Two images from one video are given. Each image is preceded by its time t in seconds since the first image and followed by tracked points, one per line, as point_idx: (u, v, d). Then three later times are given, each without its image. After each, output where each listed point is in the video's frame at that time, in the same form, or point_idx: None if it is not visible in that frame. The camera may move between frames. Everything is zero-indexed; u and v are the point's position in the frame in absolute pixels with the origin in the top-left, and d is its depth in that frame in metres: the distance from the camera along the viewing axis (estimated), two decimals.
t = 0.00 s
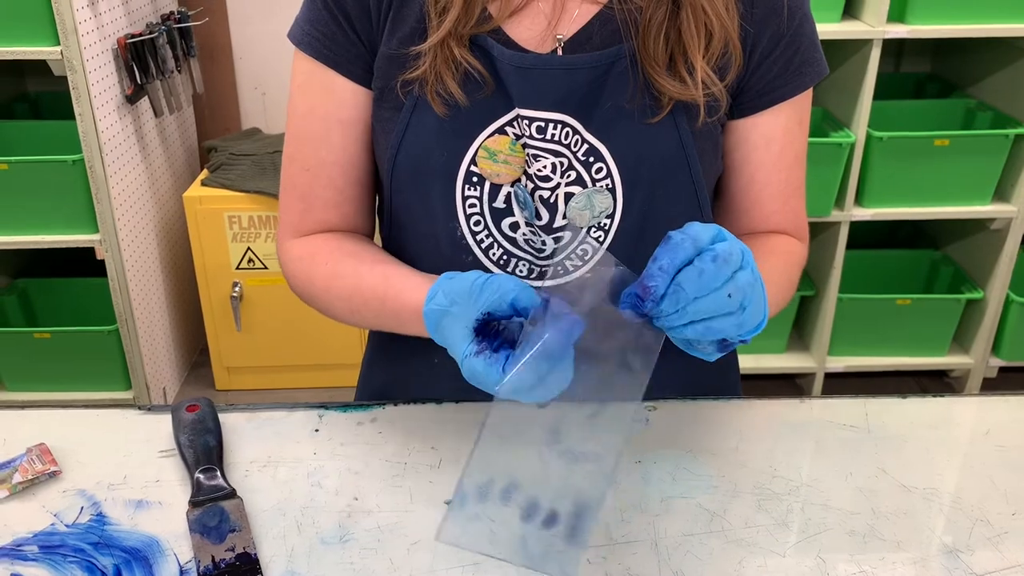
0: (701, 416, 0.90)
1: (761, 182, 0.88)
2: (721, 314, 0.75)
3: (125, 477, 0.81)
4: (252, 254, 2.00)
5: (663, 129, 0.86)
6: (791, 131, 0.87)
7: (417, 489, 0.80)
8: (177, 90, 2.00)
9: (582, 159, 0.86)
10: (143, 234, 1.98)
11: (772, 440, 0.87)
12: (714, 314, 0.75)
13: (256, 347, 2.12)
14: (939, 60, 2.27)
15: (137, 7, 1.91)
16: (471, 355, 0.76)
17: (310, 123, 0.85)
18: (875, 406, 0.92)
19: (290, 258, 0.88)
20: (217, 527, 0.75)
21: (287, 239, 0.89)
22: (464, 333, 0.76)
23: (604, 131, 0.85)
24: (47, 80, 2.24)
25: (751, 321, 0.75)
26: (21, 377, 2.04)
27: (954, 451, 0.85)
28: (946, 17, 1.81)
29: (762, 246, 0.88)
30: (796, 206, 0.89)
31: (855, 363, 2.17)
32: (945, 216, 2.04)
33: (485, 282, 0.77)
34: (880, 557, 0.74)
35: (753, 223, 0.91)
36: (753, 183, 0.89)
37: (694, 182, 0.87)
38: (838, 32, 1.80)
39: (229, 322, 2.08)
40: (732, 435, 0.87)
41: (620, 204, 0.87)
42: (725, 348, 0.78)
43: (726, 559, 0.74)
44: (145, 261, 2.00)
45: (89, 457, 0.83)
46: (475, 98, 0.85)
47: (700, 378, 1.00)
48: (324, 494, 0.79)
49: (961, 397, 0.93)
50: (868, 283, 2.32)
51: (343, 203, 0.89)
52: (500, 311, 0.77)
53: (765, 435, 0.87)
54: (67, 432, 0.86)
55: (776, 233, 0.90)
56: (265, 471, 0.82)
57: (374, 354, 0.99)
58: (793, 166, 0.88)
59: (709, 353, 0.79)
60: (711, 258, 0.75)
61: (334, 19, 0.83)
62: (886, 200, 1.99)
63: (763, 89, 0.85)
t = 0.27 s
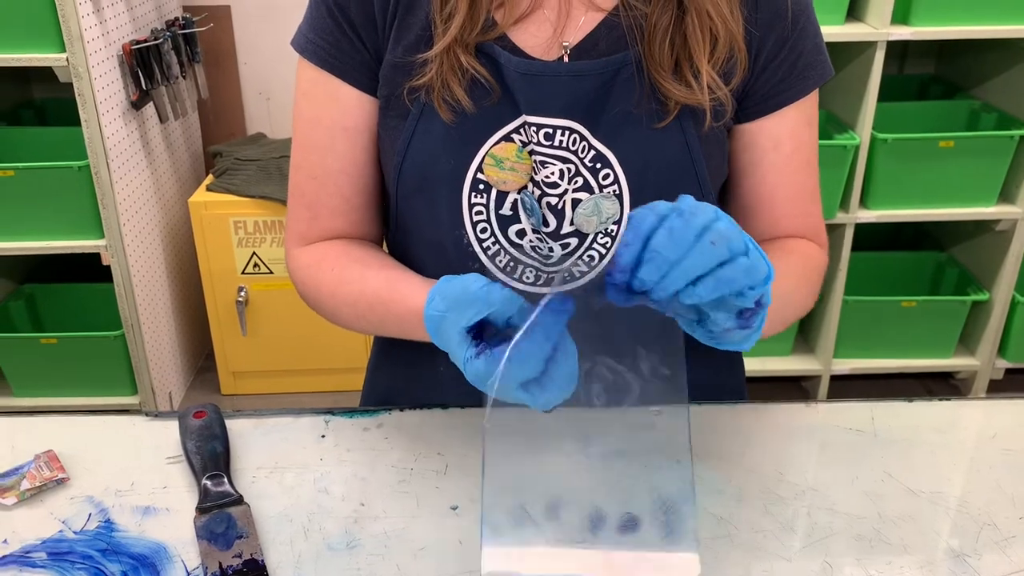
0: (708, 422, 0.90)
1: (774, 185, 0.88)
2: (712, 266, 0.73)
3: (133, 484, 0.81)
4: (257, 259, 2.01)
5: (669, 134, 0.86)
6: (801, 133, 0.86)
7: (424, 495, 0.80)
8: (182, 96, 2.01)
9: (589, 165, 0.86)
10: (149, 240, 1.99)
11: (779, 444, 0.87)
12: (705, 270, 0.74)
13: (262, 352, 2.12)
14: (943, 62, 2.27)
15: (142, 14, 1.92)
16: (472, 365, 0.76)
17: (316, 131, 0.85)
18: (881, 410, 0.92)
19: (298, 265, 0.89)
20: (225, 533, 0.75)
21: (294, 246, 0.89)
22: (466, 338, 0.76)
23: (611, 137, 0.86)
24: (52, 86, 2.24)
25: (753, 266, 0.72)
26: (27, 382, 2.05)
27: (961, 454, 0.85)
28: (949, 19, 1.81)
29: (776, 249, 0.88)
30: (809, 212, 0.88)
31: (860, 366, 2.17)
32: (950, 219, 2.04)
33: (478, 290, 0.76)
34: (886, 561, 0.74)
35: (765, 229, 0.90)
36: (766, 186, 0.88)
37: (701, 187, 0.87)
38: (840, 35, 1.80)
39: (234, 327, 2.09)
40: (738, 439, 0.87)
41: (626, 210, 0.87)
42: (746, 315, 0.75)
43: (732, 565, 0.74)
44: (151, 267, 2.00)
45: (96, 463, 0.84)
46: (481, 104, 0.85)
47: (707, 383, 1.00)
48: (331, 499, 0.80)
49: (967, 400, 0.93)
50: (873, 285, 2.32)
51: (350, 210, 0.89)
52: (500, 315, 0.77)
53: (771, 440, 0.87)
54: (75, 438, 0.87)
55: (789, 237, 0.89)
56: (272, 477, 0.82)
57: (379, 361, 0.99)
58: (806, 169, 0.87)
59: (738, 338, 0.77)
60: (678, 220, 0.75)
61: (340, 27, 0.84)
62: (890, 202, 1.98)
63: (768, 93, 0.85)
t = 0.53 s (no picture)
0: (713, 426, 0.89)
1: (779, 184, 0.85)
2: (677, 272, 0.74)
3: (137, 490, 0.81)
4: (260, 263, 2.01)
5: (669, 137, 0.86)
6: (804, 134, 0.85)
7: (427, 501, 0.80)
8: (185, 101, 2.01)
9: (589, 168, 0.86)
10: (152, 245, 2.00)
11: (784, 448, 0.87)
12: (669, 275, 0.74)
13: (266, 356, 2.13)
14: (946, 63, 2.27)
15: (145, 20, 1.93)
16: (468, 377, 0.77)
17: (320, 136, 0.85)
18: (886, 413, 0.91)
19: (303, 271, 0.89)
20: (229, 539, 0.75)
21: (299, 252, 0.89)
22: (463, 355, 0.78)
23: (611, 140, 0.86)
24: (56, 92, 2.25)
25: (730, 274, 0.73)
26: (32, 388, 2.05)
27: (965, 458, 0.85)
28: (952, 21, 1.81)
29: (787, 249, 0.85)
30: (821, 211, 0.86)
31: (864, 368, 2.16)
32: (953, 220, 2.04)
33: (464, 303, 0.77)
34: (890, 565, 0.73)
35: (780, 225, 0.86)
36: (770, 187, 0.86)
37: (701, 189, 0.88)
38: (843, 37, 1.80)
39: (238, 331, 2.09)
40: (742, 444, 0.87)
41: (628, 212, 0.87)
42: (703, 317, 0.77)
43: (736, 569, 0.74)
44: (154, 272, 2.01)
45: (101, 469, 0.84)
46: (483, 108, 0.85)
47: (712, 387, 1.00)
48: (335, 505, 0.80)
49: (971, 403, 0.93)
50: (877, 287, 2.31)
51: (354, 216, 0.89)
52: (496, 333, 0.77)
53: (775, 444, 0.87)
54: (80, 445, 0.87)
55: (804, 235, 0.85)
56: (276, 482, 0.82)
57: (383, 365, 0.99)
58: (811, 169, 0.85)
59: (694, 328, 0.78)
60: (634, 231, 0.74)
61: (344, 32, 0.84)
62: (892, 204, 1.98)
63: (765, 93, 0.85)
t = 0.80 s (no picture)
0: (713, 428, 0.90)
1: (778, 182, 0.85)
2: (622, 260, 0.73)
3: (138, 492, 0.81)
4: (261, 266, 2.01)
5: (667, 138, 0.87)
6: (802, 133, 0.85)
7: (428, 502, 0.80)
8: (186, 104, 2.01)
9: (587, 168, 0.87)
10: (153, 248, 2.00)
11: (784, 448, 0.87)
12: (614, 261, 0.73)
13: (267, 358, 2.13)
14: (946, 65, 2.27)
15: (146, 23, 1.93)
16: (472, 365, 0.79)
17: (320, 138, 0.85)
18: (886, 413, 0.91)
19: (307, 273, 0.89)
20: (230, 541, 0.75)
21: (302, 256, 0.90)
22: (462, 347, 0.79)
23: (609, 141, 0.87)
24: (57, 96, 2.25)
25: (668, 276, 0.72)
26: (33, 391, 2.05)
27: (965, 458, 0.85)
28: (952, 22, 1.81)
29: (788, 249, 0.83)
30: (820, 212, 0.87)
31: (865, 370, 2.16)
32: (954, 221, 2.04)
33: (454, 296, 0.79)
34: (890, 566, 0.73)
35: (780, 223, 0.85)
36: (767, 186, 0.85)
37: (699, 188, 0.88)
38: (842, 38, 1.80)
39: (239, 334, 2.09)
40: (742, 445, 0.87)
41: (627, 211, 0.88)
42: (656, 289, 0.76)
43: (737, 570, 0.74)
44: (155, 275, 2.01)
45: (102, 472, 0.84)
46: (482, 110, 0.86)
47: (712, 389, 1.00)
48: (335, 507, 0.80)
49: (971, 403, 0.93)
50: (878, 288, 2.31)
51: (355, 218, 0.89)
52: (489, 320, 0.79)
53: (775, 445, 0.87)
54: (80, 447, 0.87)
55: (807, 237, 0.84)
56: (277, 484, 0.82)
57: (383, 367, 0.99)
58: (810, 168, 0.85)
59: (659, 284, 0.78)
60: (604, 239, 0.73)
61: (344, 35, 0.84)
62: (893, 205, 1.98)
63: (762, 93, 0.85)
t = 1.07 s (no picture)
0: (713, 427, 0.90)
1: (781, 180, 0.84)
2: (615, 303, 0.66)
3: (141, 492, 0.82)
4: (263, 267, 2.02)
5: (667, 137, 0.87)
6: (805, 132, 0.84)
7: (430, 501, 0.81)
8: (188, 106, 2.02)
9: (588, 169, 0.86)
10: (155, 249, 2.00)
11: (784, 447, 0.87)
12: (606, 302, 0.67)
13: (269, 359, 2.13)
14: (947, 65, 2.27)
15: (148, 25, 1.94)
16: (472, 355, 0.77)
17: (322, 139, 0.86)
18: (886, 413, 0.91)
19: (309, 274, 0.89)
20: (232, 540, 0.75)
21: (304, 256, 0.90)
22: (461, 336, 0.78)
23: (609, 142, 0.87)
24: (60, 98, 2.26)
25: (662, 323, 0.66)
26: (36, 392, 2.06)
27: (966, 458, 0.85)
28: (952, 22, 1.82)
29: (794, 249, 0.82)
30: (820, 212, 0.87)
31: (866, 370, 2.16)
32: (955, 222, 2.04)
33: (452, 286, 0.78)
34: (891, 565, 0.74)
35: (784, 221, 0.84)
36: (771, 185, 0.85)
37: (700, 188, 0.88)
38: (842, 39, 1.81)
39: (241, 335, 2.10)
40: (743, 444, 0.88)
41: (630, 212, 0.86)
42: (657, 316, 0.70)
43: (738, 569, 0.74)
44: (157, 276, 2.01)
45: (105, 472, 0.84)
46: (482, 109, 0.86)
47: (713, 389, 1.00)
48: (337, 506, 0.80)
49: (972, 403, 0.93)
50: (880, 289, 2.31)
51: (356, 219, 0.89)
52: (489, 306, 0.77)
53: (775, 444, 0.87)
54: (83, 447, 0.87)
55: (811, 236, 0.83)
56: (279, 484, 0.83)
57: (385, 368, 1.00)
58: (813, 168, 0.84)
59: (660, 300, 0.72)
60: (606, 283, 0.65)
61: (345, 36, 0.85)
62: (893, 205, 1.98)
63: (761, 93, 0.85)
